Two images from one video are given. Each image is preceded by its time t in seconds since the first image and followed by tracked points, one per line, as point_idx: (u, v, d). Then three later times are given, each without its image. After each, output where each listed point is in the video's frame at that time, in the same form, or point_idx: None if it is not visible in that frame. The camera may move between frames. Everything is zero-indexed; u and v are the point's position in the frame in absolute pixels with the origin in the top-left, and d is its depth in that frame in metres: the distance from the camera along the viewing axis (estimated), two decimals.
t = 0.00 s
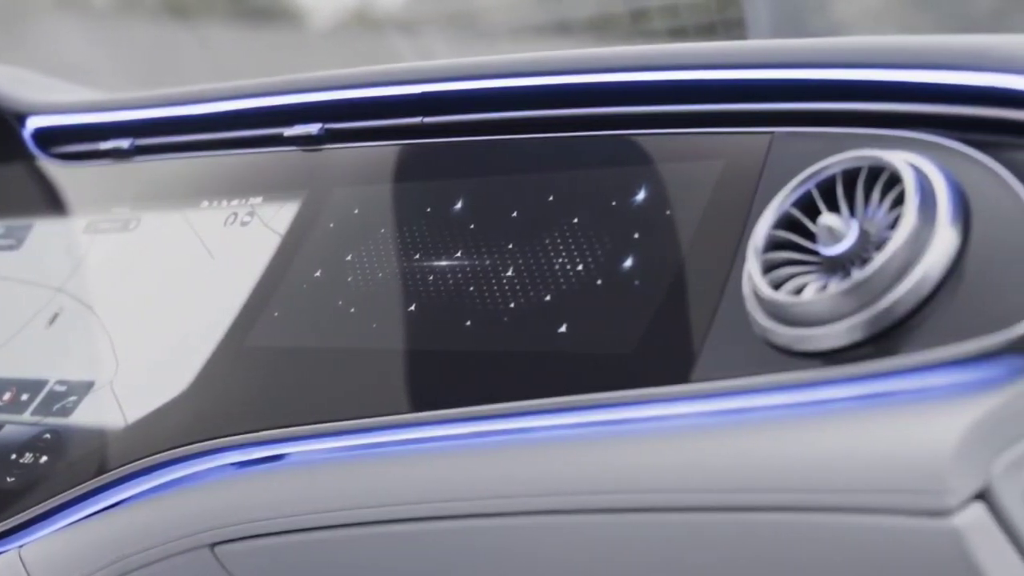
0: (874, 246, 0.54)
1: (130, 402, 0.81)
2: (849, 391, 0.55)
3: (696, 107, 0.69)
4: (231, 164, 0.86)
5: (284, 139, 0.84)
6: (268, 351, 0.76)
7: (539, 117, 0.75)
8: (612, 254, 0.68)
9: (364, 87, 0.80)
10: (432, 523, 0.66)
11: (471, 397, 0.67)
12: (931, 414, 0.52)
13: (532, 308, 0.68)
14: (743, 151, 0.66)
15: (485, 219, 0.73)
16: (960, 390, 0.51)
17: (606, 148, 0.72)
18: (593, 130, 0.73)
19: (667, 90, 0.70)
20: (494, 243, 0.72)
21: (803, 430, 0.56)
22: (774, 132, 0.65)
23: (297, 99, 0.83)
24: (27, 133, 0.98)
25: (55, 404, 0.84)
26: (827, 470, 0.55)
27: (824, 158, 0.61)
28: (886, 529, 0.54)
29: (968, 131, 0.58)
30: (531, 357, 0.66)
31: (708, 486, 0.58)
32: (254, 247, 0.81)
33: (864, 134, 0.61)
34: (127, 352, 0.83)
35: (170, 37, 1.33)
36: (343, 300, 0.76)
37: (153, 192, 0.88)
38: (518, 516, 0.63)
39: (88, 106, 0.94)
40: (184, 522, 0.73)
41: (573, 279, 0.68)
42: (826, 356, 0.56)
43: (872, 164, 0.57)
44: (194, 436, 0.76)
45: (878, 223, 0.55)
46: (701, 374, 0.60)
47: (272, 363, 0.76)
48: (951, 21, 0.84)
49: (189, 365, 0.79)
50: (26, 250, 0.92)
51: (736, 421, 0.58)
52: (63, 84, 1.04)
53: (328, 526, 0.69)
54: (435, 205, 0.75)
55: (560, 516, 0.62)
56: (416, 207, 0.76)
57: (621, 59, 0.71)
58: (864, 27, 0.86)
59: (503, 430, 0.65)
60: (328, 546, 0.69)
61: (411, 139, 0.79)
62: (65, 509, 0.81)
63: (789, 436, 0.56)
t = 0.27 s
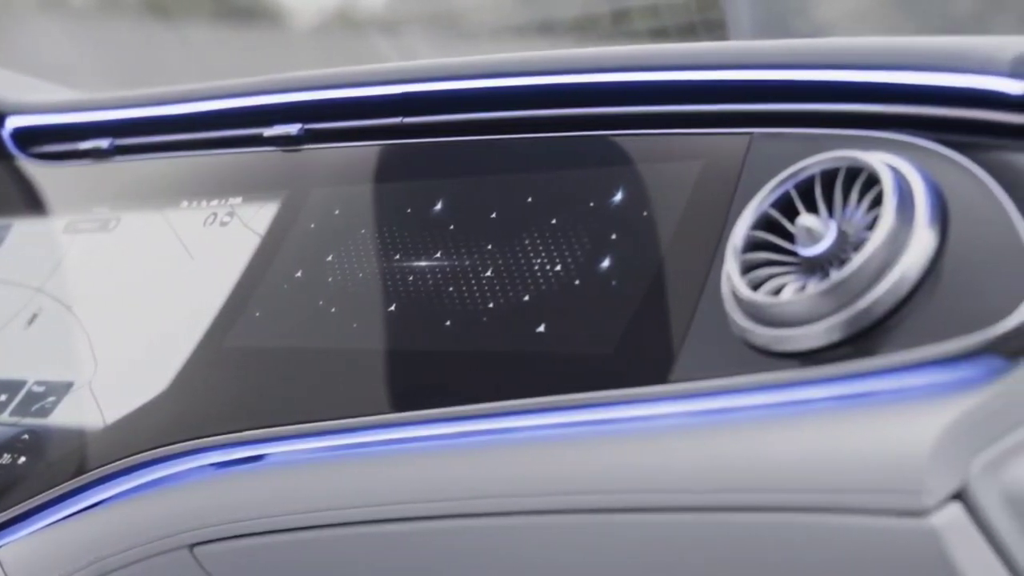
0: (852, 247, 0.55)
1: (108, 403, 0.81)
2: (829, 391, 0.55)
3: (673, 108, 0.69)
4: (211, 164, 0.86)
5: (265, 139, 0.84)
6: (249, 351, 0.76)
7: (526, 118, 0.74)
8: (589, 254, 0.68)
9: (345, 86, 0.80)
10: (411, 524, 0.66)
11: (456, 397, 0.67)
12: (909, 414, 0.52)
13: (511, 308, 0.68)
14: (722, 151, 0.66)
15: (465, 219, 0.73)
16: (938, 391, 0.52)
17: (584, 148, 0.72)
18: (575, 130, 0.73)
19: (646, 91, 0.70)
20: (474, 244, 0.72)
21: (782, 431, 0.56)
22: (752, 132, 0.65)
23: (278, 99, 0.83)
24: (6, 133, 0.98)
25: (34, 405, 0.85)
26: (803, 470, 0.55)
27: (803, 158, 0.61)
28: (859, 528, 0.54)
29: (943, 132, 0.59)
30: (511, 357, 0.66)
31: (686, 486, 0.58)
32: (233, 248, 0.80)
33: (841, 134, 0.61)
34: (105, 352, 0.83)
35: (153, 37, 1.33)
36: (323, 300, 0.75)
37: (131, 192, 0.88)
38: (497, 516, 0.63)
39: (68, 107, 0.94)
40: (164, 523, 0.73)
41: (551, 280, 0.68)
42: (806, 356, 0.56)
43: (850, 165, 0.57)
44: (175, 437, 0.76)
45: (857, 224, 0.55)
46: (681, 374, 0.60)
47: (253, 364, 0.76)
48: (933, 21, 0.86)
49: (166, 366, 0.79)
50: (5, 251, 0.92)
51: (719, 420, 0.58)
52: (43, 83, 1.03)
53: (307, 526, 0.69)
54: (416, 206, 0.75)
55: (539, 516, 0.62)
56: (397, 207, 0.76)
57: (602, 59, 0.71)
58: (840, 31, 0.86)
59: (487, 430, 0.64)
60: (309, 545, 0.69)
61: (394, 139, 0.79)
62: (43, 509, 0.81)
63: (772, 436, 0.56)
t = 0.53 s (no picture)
0: (849, 247, 0.54)
1: (105, 403, 0.81)
2: (827, 391, 0.55)
3: (671, 108, 0.69)
4: (209, 164, 0.86)
5: (262, 139, 0.84)
6: (246, 351, 0.76)
7: (528, 118, 0.74)
8: (585, 254, 0.68)
9: (343, 86, 0.80)
10: (409, 524, 0.66)
11: (454, 397, 0.67)
12: (907, 414, 0.52)
13: (506, 308, 0.68)
14: (720, 151, 0.66)
15: (462, 219, 0.73)
16: (935, 391, 0.52)
17: (581, 148, 0.71)
18: (573, 130, 0.72)
19: (644, 91, 0.70)
20: (471, 244, 0.72)
21: (778, 432, 0.56)
22: (748, 132, 0.65)
23: (275, 98, 0.83)
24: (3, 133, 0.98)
25: (31, 404, 0.85)
26: (800, 470, 0.55)
27: (802, 158, 0.61)
28: (855, 528, 0.54)
29: (941, 131, 0.58)
30: (507, 358, 0.66)
31: (683, 486, 0.58)
32: (230, 248, 0.80)
33: (838, 134, 0.61)
34: (101, 352, 0.83)
35: (151, 38, 1.34)
36: (321, 300, 0.75)
37: (128, 192, 0.88)
38: (494, 516, 0.63)
39: (65, 106, 0.94)
40: (161, 523, 0.73)
41: (547, 280, 0.68)
42: (802, 356, 0.56)
43: (847, 165, 0.57)
44: (172, 437, 0.76)
45: (853, 224, 0.55)
46: (678, 374, 0.60)
47: (250, 364, 0.76)
48: (930, 20, 0.87)
49: (163, 366, 0.79)
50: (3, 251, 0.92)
51: (716, 421, 0.58)
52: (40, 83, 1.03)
53: (305, 526, 0.69)
54: (413, 206, 0.75)
55: (536, 517, 0.62)
56: (394, 208, 0.76)
57: (599, 60, 0.71)
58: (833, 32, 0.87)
59: (486, 430, 0.64)
60: (307, 545, 0.69)
61: (393, 139, 0.79)
62: (39, 509, 0.81)
63: (772, 436, 0.56)
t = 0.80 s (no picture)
0: (849, 248, 0.54)
1: (104, 403, 0.81)
2: (825, 391, 0.55)
3: (671, 108, 0.69)
4: (208, 164, 0.86)
5: (262, 140, 0.84)
6: (246, 351, 0.76)
7: (529, 118, 0.74)
8: (584, 254, 0.68)
9: (342, 87, 0.80)
10: (409, 524, 0.66)
11: (454, 397, 0.67)
12: (907, 414, 0.52)
13: (506, 308, 0.68)
14: (720, 151, 0.66)
15: (461, 218, 0.73)
16: (935, 391, 0.51)
17: (581, 148, 0.71)
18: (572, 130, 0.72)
19: (643, 91, 0.70)
20: (470, 244, 0.72)
21: (778, 432, 0.56)
22: (748, 132, 0.65)
23: (275, 98, 0.83)
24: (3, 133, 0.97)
25: (31, 404, 0.85)
26: (799, 470, 0.55)
27: (802, 158, 0.61)
28: (855, 528, 0.54)
29: (941, 132, 0.58)
30: (507, 358, 0.66)
31: (683, 486, 0.58)
32: (230, 248, 0.80)
33: (838, 135, 0.61)
34: (101, 352, 0.83)
35: (150, 38, 1.33)
36: (322, 299, 0.75)
37: (127, 192, 0.88)
38: (494, 516, 0.63)
39: (64, 107, 0.94)
40: (161, 523, 0.73)
41: (547, 280, 0.68)
42: (802, 356, 0.56)
43: (846, 165, 0.57)
44: (172, 437, 0.76)
45: (853, 224, 0.55)
46: (677, 374, 0.60)
47: (251, 364, 0.76)
48: (929, 20, 0.87)
49: (162, 365, 0.80)
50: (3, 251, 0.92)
51: (716, 421, 0.58)
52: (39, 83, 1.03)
53: (305, 527, 0.69)
54: (414, 207, 0.75)
55: (536, 517, 0.62)
56: (394, 208, 0.76)
57: (599, 60, 0.71)
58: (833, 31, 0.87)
59: (487, 430, 0.64)
60: (307, 545, 0.69)
61: (393, 139, 0.79)
62: (39, 509, 0.81)
63: (773, 437, 0.56)
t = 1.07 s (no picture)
0: (849, 248, 0.55)
1: (105, 403, 0.81)
2: (824, 391, 0.55)
3: (671, 108, 0.69)
4: (209, 164, 0.86)
5: (262, 140, 0.84)
6: (246, 352, 0.76)
7: (529, 118, 0.74)
8: (584, 254, 0.68)
9: (342, 87, 0.80)
10: (409, 524, 0.66)
11: (454, 397, 0.67)
12: (907, 414, 0.52)
13: (506, 308, 0.68)
14: (720, 152, 0.66)
15: (462, 218, 0.73)
16: (933, 391, 0.51)
17: (583, 148, 0.72)
18: (572, 131, 0.73)
19: (643, 91, 0.70)
20: (470, 244, 0.72)
21: (777, 431, 0.56)
22: (748, 132, 0.65)
23: (275, 99, 0.83)
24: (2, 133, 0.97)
25: (31, 404, 0.85)
26: (799, 470, 0.55)
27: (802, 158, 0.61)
28: (856, 528, 0.54)
29: (941, 132, 0.58)
30: (507, 357, 0.66)
31: (684, 486, 0.58)
32: (230, 248, 0.80)
33: (838, 135, 0.61)
34: (101, 351, 0.83)
35: (151, 38, 1.33)
36: (322, 299, 0.75)
37: (128, 192, 0.88)
38: (494, 516, 0.63)
39: (64, 107, 0.94)
40: (161, 523, 0.73)
41: (546, 280, 0.68)
42: (802, 356, 0.56)
43: (846, 165, 0.57)
44: (172, 437, 0.76)
45: (852, 224, 0.55)
46: (677, 374, 0.60)
47: (251, 364, 0.76)
48: (931, 21, 0.87)
49: (162, 365, 0.80)
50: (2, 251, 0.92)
51: (716, 421, 0.57)
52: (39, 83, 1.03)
53: (306, 527, 0.69)
54: (414, 207, 0.75)
55: (536, 516, 0.62)
56: (394, 208, 0.76)
57: (598, 61, 0.71)
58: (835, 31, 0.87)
59: (486, 430, 0.64)
60: (308, 545, 0.69)
61: (394, 139, 0.79)
62: (39, 509, 0.81)
63: (772, 436, 0.56)
